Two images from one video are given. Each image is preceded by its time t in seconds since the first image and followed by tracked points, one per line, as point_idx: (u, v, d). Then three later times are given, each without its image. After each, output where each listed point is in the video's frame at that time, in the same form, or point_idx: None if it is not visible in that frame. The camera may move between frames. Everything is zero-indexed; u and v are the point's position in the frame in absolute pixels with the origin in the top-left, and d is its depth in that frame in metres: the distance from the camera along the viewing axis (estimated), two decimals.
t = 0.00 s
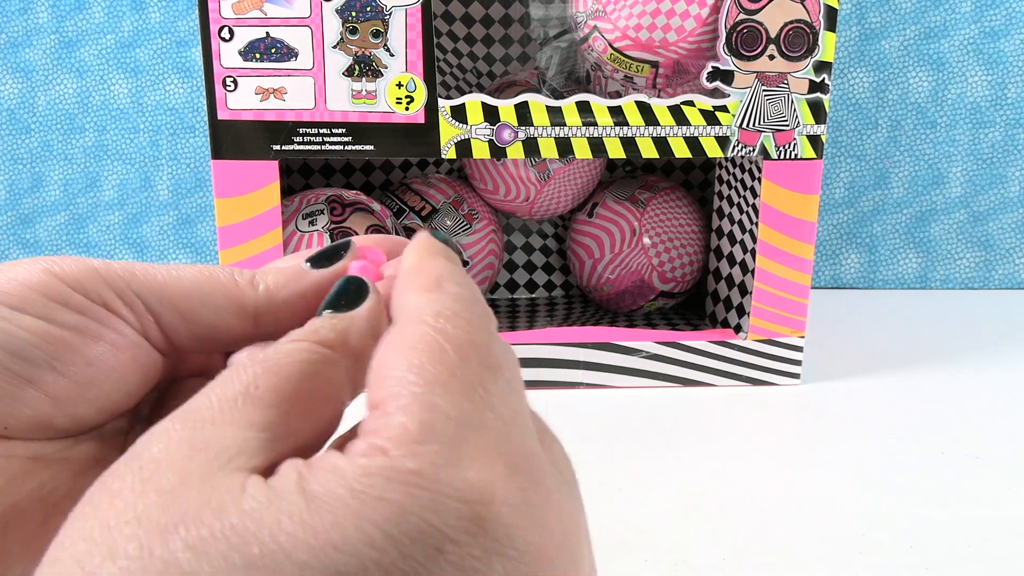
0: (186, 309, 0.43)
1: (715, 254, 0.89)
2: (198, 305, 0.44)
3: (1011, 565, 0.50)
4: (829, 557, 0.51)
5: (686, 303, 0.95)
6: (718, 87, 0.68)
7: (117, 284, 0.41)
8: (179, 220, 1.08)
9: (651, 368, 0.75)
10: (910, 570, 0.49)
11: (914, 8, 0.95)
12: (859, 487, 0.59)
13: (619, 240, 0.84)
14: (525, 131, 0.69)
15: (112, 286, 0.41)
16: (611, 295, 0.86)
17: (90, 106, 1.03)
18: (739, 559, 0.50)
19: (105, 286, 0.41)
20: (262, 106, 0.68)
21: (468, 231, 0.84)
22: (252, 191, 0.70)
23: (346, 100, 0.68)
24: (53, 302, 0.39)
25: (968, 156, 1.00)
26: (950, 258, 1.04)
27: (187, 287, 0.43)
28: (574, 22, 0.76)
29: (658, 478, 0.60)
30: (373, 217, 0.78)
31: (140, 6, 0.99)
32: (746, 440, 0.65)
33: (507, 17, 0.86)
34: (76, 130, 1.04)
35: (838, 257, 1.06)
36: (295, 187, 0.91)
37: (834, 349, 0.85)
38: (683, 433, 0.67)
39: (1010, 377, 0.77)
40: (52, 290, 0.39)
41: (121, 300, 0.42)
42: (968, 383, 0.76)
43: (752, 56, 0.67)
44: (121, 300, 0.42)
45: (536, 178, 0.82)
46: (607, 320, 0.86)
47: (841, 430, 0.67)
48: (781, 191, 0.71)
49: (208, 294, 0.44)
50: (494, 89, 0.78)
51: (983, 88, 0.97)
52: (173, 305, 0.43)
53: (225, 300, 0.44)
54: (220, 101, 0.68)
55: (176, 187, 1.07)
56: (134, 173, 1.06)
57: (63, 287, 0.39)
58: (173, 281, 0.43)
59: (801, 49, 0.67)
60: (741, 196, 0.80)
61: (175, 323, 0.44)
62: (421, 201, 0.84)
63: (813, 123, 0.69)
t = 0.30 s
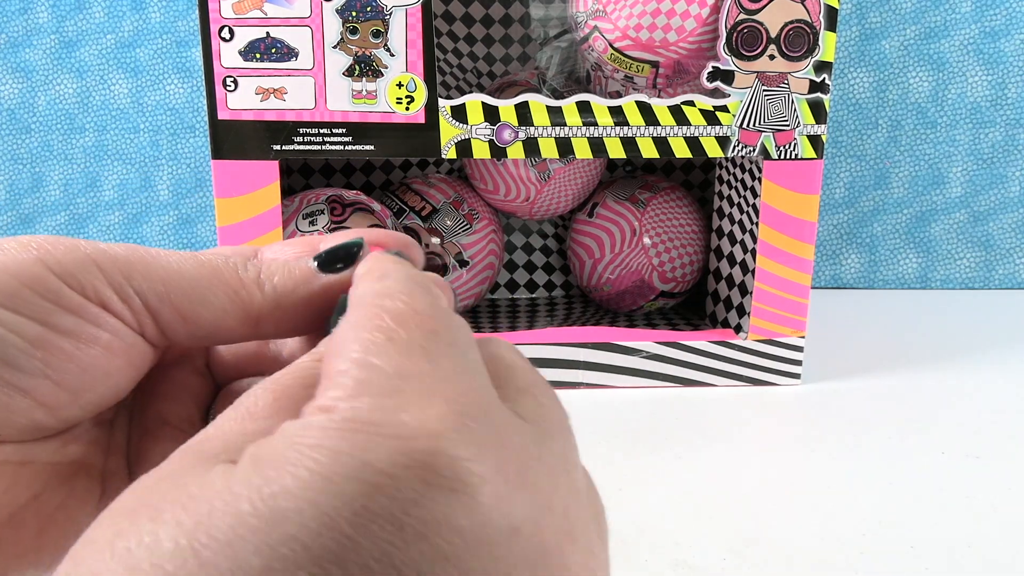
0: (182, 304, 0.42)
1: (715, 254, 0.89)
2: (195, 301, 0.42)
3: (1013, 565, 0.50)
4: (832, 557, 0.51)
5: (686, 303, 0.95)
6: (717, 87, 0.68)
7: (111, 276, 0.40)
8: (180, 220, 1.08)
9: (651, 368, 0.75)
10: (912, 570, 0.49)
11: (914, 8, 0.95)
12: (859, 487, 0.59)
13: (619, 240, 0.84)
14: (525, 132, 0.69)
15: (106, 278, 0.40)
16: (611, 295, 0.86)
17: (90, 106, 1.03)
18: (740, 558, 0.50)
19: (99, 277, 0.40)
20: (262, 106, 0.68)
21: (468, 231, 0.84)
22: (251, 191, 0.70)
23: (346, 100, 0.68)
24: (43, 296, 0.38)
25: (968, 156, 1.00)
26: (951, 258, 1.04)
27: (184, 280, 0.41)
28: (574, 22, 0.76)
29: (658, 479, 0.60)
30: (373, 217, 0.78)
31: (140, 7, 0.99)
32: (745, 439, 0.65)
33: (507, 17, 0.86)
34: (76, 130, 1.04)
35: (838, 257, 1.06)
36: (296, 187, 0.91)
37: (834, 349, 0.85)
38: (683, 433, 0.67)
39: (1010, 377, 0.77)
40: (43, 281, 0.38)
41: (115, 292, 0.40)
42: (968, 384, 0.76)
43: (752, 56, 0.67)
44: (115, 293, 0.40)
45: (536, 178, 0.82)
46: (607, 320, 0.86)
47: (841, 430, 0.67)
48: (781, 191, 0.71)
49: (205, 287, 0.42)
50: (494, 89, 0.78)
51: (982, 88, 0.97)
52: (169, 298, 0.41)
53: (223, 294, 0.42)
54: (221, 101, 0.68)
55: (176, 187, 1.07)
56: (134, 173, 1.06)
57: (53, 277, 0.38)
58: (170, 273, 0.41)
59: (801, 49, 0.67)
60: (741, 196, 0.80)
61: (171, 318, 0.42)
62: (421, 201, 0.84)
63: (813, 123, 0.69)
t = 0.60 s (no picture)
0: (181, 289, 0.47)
1: (715, 254, 0.89)
2: (195, 293, 0.47)
3: (1013, 565, 0.50)
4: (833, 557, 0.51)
5: (686, 303, 0.95)
6: (717, 87, 0.68)
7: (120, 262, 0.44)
8: (179, 220, 1.08)
9: (651, 368, 0.75)
10: (911, 570, 0.49)
11: (914, 8, 0.95)
12: (859, 486, 0.59)
13: (619, 240, 0.84)
14: (525, 131, 0.69)
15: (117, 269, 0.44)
16: (611, 295, 0.86)
17: (90, 106, 1.03)
18: (741, 558, 0.50)
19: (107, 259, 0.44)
20: (262, 106, 0.68)
21: (468, 231, 0.84)
22: (251, 191, 0.70)
23: (346, 100, 0.68)
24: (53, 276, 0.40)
25: (968, 156, 1.00)
26: (950, 258, 1.04)
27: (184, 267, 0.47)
28: (574, 22, 0.76)
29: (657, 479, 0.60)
30: (373, 217, 0.78)
31: (140, 6, 0.99)
32: (745, 439, 0.66)
33: (507, 17, 0.86)
34: (76, 130, 1.04)
35: (838, 257, 1.06)
36: (295, 187, 0.91)
37: (834, 349, 0.85)
38: (683, 433, 0.67)
39: (1009, 376, 0.77)
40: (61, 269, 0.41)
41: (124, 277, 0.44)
42: (968, 384, 0.76)
43: (752, 56, 0.67)
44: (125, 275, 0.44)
45: (536, 178, 0.82)
46: (607, 320, 0.86)
47: (841, 429, 0.67)
48: (781, 192, 0.71)
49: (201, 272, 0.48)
50: (494, 89, 0.78)
51: (982, 88, 0.97)
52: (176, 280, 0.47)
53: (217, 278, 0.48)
54: (221, 101, 0.68)
55: (176, 187, 1.07)
56: (135, 173, 1.06)
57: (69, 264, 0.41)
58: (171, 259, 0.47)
59: (801, 49, 0.67)
60: (741, 196, 0.80)
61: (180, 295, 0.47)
62: (421, 201, 0.84)
63: (813, 123, 0.69)
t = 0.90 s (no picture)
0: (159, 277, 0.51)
1: (715, 254, 0.89)
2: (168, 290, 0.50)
3: (1014, 566, 0.50)
4: (832, 557, 0.51)
5: (686, 303, 0.95)
6: (717, 87, 0.68)
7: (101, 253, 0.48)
8: (180, 219, 1.08)
9: (651, 368, 0.75)
10: (911, 570, 0.49)
11: (914, 8, 0.95)
12: (859, 486, 0.59)
13: (618, 240, 0.84)
14: (525, 131, 0.69)
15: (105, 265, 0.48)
16: (611, 295, 0.86)
17: (90, 106, 1.03)
18: (741, 558, 0.50)
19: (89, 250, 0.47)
20: (262, 106, 0.68)
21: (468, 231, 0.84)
22: (251, 191, 0.70)
23: (346, 100, 0.68)
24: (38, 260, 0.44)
25: (968, 156, 1.00)
26: (950, 258, 1.04)
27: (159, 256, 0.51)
28: (574, 22, 0.76)
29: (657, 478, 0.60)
30: (373, 217, 0.78)
31: (140, 6, 0.99)
32: (744, 439, 0.66)
33: (507, 17, 0.86)
34: (76, 130, 1.04)
35: (839, 257, 1.06)
36: (296, 187, 0.91)
37: (834, 349, 0.85)
38: (683, 433, 0.67)
39: (1010, 377, 0.77)
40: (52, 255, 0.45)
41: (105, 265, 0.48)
42: (968, 384, 0.76)
43: (752, 56, 0.67)
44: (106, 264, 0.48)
45: (536, 178, 0.82)
46: (608, 320, 0.86)
47: (841, 429, 0.67)
48: (781, 192, 0.71)
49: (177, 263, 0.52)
50: (494, 89, 0.78)
51: (982, 88, 0.97)
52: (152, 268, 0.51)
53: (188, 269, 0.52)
54: (221, 101, 0.68)
55: (176, 187, 1.07)
56: (135, 173, 1.06)
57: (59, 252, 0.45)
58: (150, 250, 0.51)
59: (801, 49, 0.67)
60: (741, 196, 0.80)
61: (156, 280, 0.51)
62: (420, 201, 0.84)
63: (813, 123, 0.69)
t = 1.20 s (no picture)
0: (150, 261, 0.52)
1: (715, 254, 0.89)
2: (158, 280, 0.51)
3: (1013, 566, 0.50)
4: (832, 557, 0.51)
5: (686, 303, 0.95)
6: (717, 87, 0.68)
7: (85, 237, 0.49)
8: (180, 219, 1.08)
9: (651, 368, 0.75)
10: (911, 570, 0.49)
11: (914, 8, 0.95)
12: (858, 486, 0.59)
13: (619, 240, 0.84)
14: (525, 132, 0.69)
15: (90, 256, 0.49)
16: (612, 295, 0.86)
17: (90, 106, 1.03)
18: (741, 558, 0.50)
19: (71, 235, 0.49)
20: (262, 106, 0.68)
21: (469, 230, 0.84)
22: (251, 191, 0.70)
23: (346, 100, 0.68)
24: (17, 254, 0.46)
25: (968, 156, 1.00)
26: (951, 258, 1.04)
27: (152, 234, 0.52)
28: (574, 22, 0.76)
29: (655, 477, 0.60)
30: (373, 217, 0.78)
31: (141, 6, 0.99)
32: (744, 439, 0.66)
33: (507, 17, 0.86)
34: (76, 131, 1.04)
35: (838, 257, 1.06)
36: (295, 187, 0.91)
37: (834, 349, 0.85)
38: (682, 433, 0.67)
39: (1011, 377, 0.77)
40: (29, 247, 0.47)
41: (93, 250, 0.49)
42: (969, 385, 0.76)
43: (752, 56, 0.67)
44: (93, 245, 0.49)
45: (536, 179, 0.82)
46: (608, 320, 0.86)
47: (841, 429, 0.67)
48: (781, 192, 0.71)
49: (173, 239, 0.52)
50: (494, 89, 0.78)
51: (982, 88, 0.97)
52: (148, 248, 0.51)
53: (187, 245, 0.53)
54: (221, 101, 0.68)
55: (176, 187, 1.07)
56: (135, 173, 1.06)
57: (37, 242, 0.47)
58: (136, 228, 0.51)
59: (801, 49, 0.67)
60: (741, 196, 0.80)
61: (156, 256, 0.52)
62: (421, 201, 0.84)
63: (813, 123, 0.69)
